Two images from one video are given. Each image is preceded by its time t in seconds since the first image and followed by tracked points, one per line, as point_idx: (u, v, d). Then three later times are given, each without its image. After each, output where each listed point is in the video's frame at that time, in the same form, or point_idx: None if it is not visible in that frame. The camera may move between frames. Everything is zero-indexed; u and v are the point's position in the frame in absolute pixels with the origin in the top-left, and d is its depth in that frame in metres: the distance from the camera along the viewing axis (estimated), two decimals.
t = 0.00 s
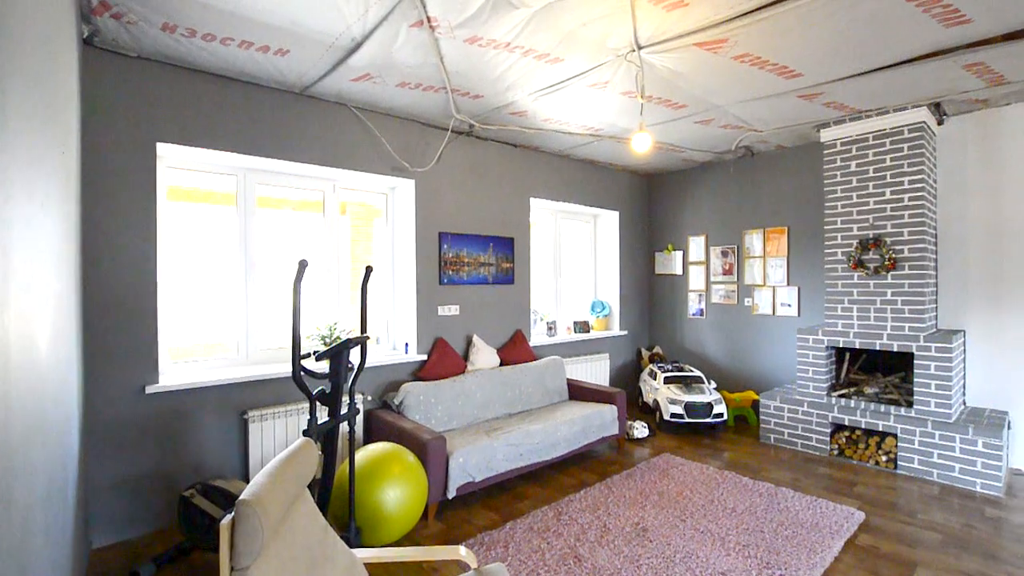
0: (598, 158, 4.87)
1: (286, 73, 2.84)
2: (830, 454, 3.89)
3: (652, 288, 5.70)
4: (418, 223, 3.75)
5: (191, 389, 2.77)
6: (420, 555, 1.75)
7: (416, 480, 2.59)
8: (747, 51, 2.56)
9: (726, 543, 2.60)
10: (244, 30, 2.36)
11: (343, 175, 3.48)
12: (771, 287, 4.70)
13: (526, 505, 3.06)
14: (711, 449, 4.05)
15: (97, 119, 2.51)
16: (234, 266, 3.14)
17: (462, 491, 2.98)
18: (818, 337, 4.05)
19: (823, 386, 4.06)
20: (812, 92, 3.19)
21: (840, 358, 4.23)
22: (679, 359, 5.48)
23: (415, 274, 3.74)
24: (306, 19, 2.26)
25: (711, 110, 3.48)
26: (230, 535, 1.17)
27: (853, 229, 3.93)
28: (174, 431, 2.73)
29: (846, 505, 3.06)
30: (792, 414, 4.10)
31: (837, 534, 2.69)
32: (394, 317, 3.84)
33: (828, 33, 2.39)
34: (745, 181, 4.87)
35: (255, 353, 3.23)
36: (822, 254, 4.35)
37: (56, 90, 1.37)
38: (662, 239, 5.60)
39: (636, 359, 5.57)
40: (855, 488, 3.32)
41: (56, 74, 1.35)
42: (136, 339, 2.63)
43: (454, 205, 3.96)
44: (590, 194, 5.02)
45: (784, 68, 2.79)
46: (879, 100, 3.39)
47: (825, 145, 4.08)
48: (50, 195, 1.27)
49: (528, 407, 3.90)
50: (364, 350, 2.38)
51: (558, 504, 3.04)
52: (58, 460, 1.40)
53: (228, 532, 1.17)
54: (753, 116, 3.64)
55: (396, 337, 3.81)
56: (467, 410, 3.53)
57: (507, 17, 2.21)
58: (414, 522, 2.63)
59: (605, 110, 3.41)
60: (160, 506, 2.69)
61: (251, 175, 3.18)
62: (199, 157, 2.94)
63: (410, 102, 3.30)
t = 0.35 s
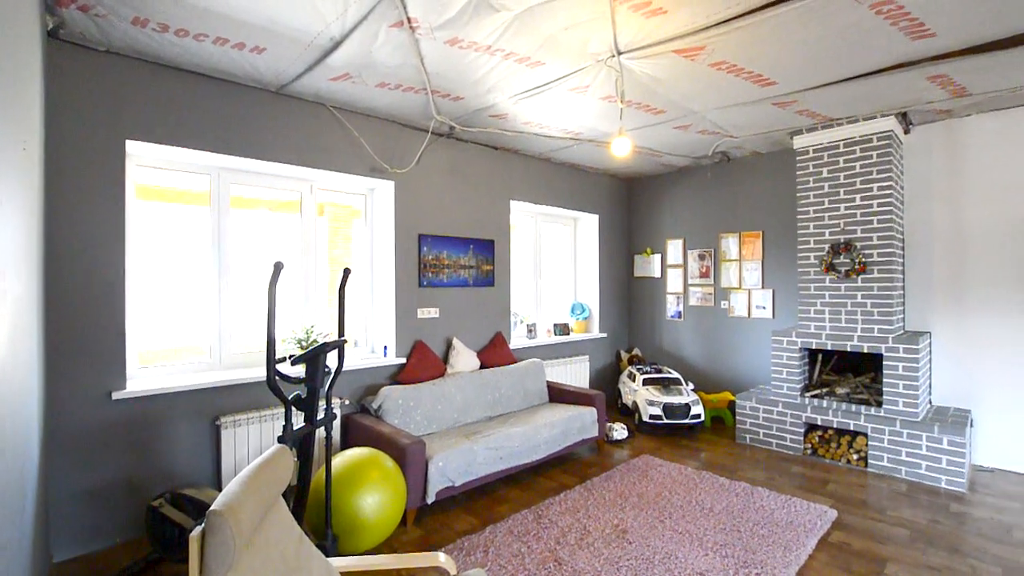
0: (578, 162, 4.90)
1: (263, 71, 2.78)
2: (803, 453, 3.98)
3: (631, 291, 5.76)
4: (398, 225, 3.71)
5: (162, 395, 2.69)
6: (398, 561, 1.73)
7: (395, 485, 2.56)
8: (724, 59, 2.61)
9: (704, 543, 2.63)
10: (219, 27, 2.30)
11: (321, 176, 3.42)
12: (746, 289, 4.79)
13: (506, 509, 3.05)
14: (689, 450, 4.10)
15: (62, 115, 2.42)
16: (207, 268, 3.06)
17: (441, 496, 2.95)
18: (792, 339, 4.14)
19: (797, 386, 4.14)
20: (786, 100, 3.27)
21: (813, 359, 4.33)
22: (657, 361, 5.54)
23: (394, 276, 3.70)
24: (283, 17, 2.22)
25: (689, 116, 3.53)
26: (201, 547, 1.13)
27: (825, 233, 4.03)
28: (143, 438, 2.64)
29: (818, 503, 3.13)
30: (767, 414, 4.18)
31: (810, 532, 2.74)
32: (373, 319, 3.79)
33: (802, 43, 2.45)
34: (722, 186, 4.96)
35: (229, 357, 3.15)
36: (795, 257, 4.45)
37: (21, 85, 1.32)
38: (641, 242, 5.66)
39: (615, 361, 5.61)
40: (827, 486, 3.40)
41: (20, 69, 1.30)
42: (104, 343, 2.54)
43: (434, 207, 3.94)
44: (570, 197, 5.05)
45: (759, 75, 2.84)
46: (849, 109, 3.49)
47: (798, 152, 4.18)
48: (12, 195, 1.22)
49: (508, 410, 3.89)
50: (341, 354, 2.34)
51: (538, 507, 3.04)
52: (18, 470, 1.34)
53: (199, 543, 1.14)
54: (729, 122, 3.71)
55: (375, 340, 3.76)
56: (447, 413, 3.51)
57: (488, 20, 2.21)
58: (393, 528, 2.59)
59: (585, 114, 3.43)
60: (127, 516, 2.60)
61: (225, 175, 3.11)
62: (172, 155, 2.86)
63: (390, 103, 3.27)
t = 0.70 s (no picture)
0: (553, 162, 4.91)
1: (231, 64, 2.70)
2: (770, 450, 4.09)
3: (605, 291, 5.81)
4: (371, 224, 3.65)
5: (122, 399, 2.58)
6: (371, 566, 1.69)
7: (368, 489, 2.51)
8: (696, 64, 2.66)
9: (677, 540, 2.67)
10: (184, 17, 2.22)
11: (292, 173, 3.35)
12: (717, 290, 4.89)
13: (481, 510, 3.04)
14: (661, 448, 4.16)
15: (15, 106, 2.31)
16: (171, 267, 2.95)
17: (415, 498, 2.92)
18: (760, 338, 4.25)
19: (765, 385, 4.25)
20: (755, 105, 3.35)
21: (780, 358, 4.46)
22: (630, 360, 5.61)
23: (367, 276, 3.64)
24: (253, 9, 2.16)
25: (662, 119, 3.58)
26: (164, 558, 1.09)
27: (792, 236, 4.15)
28: (102, 445, 2.53)
29: (785, 497, 3.22)
30: (736, 412, 4.27)
31: (778, 526, 2.82)
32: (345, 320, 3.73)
33: (771, 50, 2.52)
34: (693, 189, 5.05)
35: (194, 359, 3.04)
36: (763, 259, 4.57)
37: None
38: (615, 243, 5.72)
39: (589, 360, 5.66)
40: (793, 481, 3.50)
41: None
42: (59, 346, 2.42)
43: (408, 206, 3.89)
44: (545, 198, 5.07)
45: (729, 80, 2.91)
46: (816, 115, 3.59)
47: (767, 156, 4.29)
48: None
49: (483, 411, 3.87)
50: (313, 356, 2.29)
51: (514, 507, 3.03)
52: None
53: (163, 553, 1.10)
54: (700, 126, 3.78)
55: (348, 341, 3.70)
56: (421, 415, 3.47)
57: (464, 18, 2.19)
58: (366, 532, 2.55)
59: (560, 115, 3.44)
60: (84, 527, 2.48)
61: (191, 171, 3.01)
62: (134, 150, 2.76)
63: (363, 100, 3.22)
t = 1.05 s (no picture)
0: (520, 163, 4.92)
1: (187, 54, 2.58)
2: (730, 446, 4.22)
3: (572, 292, 5.87)
4: (335, 222, 3.57)
5: (65, 407, 2.43)
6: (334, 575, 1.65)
7: (331, 495, 2.45)
8: (661, 69, 2.72)
9: (641, 537, 2.71)
10: (135, 3, 2.11)
11: (252, 170, 3.24)
12: (680, 291, 5.01)
13: (448, 513, 3.01)
14: (626, 446, 4.23)
15: None
16: (120, 266, 2.80)
17: (380, 503, 2.86)
18: (721, 338, 4.38)
19: (725, 383, 4.38)
20: (717, 112, 3.45)
21: (739, 357, 4.60)
22: (596, 360, 5.68)
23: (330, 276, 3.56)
24: None
25: (628, 123, 3.64)
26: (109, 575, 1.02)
27: (750, 238, 4.29)
28: (42, 455, 2.38)
29: (744, 492, 3.32)
30: (698, 410, 4.39)
31: (737, 520, 2.90)
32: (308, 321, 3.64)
33: (731, 59, 2.60)
34: (658, 192, 5.16)
35: (145, 363, 2.90)
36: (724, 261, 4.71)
37: None
38: (581, 245, 5.79)
39: (555, 360, 5.70)
40: (751, 475, 3.62)
41: None
42: None
43: (374, 205, 3.82)
44: (512, 199, 5.08)
45: (692, 87, 2.98)
46: (773, 122, 3.73)
47: (727, 161, 4.42)
48: None
49: (449, 412, 3.84)
50: (273, 359, 2.21)
51: (480, 509, 3.02)
52: None
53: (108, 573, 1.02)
54: (664, 131, 3.86)
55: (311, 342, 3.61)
56: (386, 417, 3.41)
57: (432, 16, 2.16)
58: (329, 539, 2.48)
59: (528, 116, 3.45)
60: (22, 543, 2.33)
61: (141, 166, 2.87)
62: (80, 142, 2.61)
63: (328, 95, 3.14)
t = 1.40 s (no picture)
0: (483, 164, 4.92)
1: (131, 43, 2.45)
2: (687, 442, 4.34)
3: (535, 293, 5.90)
4: (292, 221, 3.46)
5: None
6: None
7: (287, 503, 2.38)
8: (621, 75, 2.77)
9: (602, 534, 2.75)
10: None
11: (203, 165, 3.11)
12: (640, 292, 5.12)
13: (409, 517, 2.97)
14: (587, 445, 4.29)
15: None
16: (56, 266, 2.63)
17: (338, 510, 2.79)
18: (678, 338, 4.50)
19: (683, 381, 4.50)
20: (674, 118, 3.54)
21: (695, 356, 4.74)
22: (558, 360, 5.73)
23: (286, 277, 3.45)
24: None
25: (589, 126, 3.70)
26: None
27: (706, 241, 4.43)
28: None
29: (700, 486, 3.42)
30: (657, 408, 4.49)
31: (694, 514, 2.99)
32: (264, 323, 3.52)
33: (688, 67, 2.68)
34: (619, 195, 5.26)
35: (84, 369, 2.73)
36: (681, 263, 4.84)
37: None
38: (544, 246, 5.83)
39: (519, 361, 5.71)
40: (707, 471, 3.73)
41: None
42: None
43: (333, 205, 3.73)
44: (475, 200, 5.06)
45: (651, 93, 3.05)
46: (727, 130, 3.86)
47: (685, 166, 4.55)
48: None
49: (411, 415, 3.79)
50: (223, 364, 2.12)
51: (442, 513, 2.99)
52: None
53: None
54: (625, 135, 3.94)
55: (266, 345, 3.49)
56: (345, 422, 3.33)
57: (392, 13, 2.13)
58: (285, 549, 2.41)
59: (490, 117, 3.44)
60: None
61: (80, 159, 2.69)
62: (9, 133, 2.43)
63: (284, 90, 3.04)
